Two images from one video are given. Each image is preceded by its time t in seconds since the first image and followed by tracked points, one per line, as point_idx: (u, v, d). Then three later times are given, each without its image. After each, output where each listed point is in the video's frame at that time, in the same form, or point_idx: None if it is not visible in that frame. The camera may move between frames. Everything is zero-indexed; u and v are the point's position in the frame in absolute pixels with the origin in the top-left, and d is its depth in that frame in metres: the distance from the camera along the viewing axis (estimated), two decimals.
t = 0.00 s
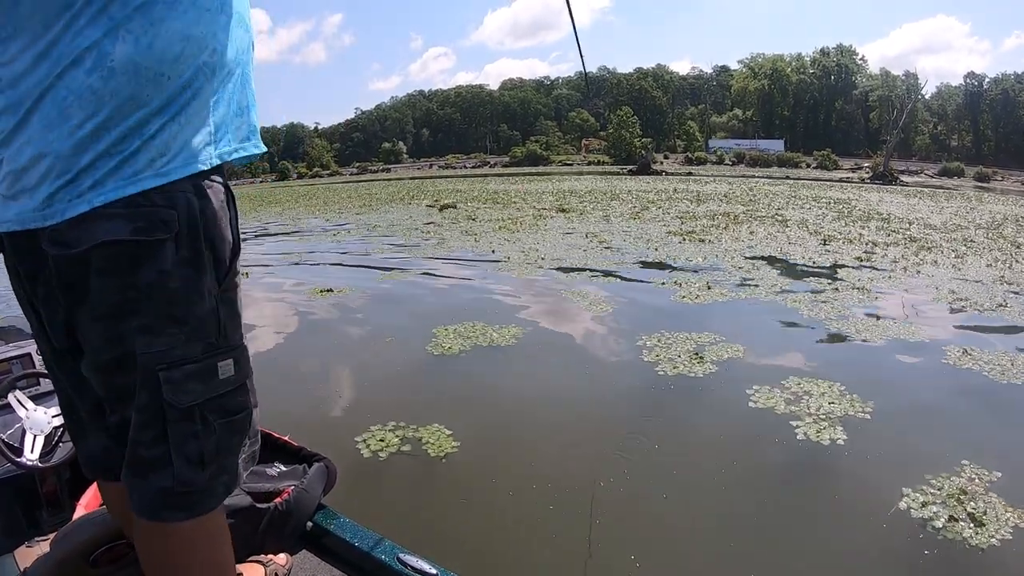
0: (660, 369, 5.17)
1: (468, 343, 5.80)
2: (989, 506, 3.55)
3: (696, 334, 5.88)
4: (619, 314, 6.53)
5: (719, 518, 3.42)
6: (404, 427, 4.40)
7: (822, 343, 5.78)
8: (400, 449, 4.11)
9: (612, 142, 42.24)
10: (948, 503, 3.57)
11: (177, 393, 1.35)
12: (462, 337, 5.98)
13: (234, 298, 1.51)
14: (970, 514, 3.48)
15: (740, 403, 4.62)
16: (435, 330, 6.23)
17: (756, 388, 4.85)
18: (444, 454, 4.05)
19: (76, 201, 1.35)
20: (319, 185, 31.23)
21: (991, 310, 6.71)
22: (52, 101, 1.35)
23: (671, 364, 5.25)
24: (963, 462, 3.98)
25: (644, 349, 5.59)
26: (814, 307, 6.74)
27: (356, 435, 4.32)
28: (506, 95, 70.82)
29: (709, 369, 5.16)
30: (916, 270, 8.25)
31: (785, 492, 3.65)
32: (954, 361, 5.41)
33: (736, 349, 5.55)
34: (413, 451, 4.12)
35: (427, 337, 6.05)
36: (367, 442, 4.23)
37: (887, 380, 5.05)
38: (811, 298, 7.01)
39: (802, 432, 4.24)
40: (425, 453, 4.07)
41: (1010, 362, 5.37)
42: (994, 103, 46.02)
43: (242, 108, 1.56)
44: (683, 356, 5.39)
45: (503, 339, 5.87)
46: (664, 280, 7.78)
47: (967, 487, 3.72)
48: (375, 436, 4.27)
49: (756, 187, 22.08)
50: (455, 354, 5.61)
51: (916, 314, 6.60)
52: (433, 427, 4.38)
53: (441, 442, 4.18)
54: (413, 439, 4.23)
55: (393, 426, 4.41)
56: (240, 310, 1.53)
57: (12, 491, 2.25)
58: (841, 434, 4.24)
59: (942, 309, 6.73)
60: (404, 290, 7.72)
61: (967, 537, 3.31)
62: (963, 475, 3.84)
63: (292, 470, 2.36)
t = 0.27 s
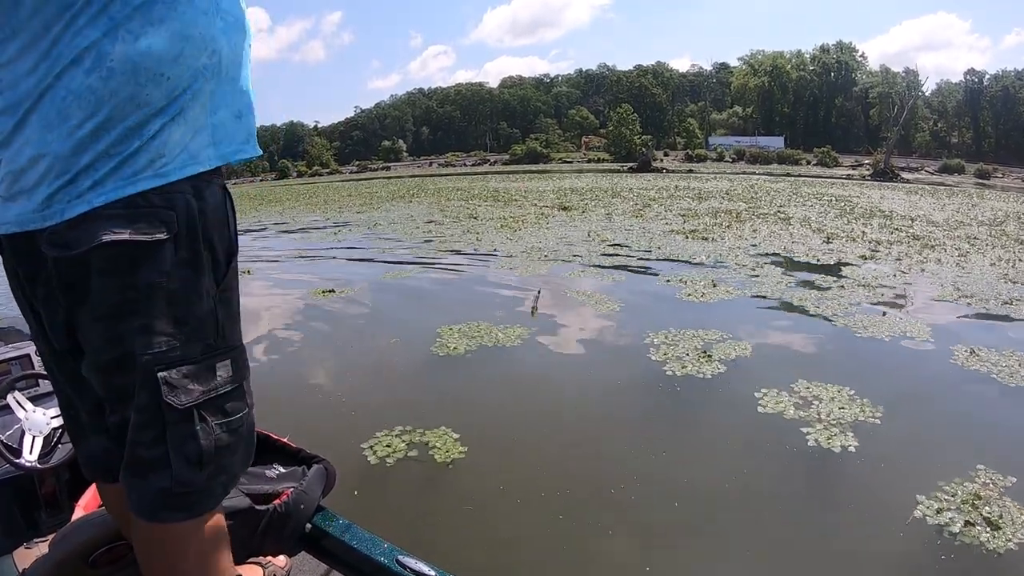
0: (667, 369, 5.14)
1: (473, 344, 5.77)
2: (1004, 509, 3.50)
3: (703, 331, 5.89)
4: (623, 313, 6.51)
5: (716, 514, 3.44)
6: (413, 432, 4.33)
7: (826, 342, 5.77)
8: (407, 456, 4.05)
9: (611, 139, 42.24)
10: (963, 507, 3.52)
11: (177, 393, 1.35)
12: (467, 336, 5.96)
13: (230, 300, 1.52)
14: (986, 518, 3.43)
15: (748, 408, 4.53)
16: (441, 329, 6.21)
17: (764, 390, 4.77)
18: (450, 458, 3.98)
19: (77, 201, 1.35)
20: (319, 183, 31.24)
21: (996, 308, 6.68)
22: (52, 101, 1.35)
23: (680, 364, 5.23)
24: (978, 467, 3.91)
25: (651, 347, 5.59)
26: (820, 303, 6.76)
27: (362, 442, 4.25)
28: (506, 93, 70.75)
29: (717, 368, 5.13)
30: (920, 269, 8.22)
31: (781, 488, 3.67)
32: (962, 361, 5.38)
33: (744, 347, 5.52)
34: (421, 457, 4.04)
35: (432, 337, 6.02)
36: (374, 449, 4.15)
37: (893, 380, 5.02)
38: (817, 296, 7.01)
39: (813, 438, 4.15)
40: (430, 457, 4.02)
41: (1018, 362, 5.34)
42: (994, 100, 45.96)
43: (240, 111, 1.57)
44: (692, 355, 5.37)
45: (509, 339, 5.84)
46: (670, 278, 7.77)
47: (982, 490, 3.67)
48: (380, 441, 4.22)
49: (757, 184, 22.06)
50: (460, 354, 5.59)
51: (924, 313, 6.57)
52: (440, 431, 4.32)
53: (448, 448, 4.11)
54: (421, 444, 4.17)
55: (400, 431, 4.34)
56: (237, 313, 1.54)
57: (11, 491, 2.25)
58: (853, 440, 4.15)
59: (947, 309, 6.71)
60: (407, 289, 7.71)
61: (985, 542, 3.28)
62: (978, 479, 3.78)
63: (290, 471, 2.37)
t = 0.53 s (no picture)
0: (677, 376, 5.01)
1: (479, 347, 5.66)
2: (1016, 513, 3.47)
3: (709, 333, 5.81)
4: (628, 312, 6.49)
5: (715, 512, 3.46)
6: (419, 441, 4.21)
7: (831, 341, 5.76)
8: (412, 466, 3.94)
9: (612, 137, 42.19)
10: (974, 510, 3.49)
11: (185, 391, 1.35)
12: (471, 339, 5.87)
13: (236, 297, 1.52)
14: (997, 521, 3.40)
15: (757, 415, 4.43)
16: (445, 331, 6.13)
17: (774, 397, 4.68)
18: (459, 469, 3.86)
19: (83, 201, 1.34)
20: (319, 182, 31.20)
21: (1001, 308, 6.66)
22: (57, 100, 1.35)
23: (688, 370, 5.10)
24: (988, 469, 3.87)
25: (658, 351, 5.47)
26: (826, 302, 6.75)
27: (367, 450, 4.13)
28: (506, 91, 70.65)
29: (725, 374, 5.01)
30: (924, 268, 8.20)
31: (781, 487, 3.68)
32: (969, 363, 5.32)
33: (751, 351, 5.42)
34: (428, 468, 3.93)
35: (438, 341, 5.91)
36: (380, 457, 4.05)
37: (901, 380, 4.99)
38: (823, 294, 7.00)
39: (825, 445, 4.07)
40: (438, 467, 3.91)
41: None
42: (995, 97, 45.91)
43: (245, 110, 1.57)
44: (699, 360, 5.27)
45: (515, 341, 5.76)
46: (675, 277, 7.75)
47: (992, 493, 3.63)
48: (385, 450, 4.10)
49: (759, 182, 22.02)
50: (466, 357, 5.49)
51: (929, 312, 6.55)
52: (447, 440, 4.19)
53: (456, 457, 3.99)
54: (427, 453, 4.05)
55: (405, 439, 4.23)
56: (243, 310, 1.54)
57: (11, 491, 2.25)
58: (865, 445, 4.08)
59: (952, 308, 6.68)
60: (409, 289, 7.69)
61: (996, 546, 3.24)
62: (987, 482, 3.75)
63: (291, 470, 2.36)
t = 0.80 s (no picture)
0: (686, 383, 4.90)
1: (483, 353, 5.52)
2: None
3: (716, 340, 5.66)
4: (634, 313, 6.45)
5: (711, 513, 3.45)
6: (425, 445, 4.15)
7: (836, 342, 5.73)
8: (418, 471, 3.88)
9: (612, 137, 42.17)
10: (983, 515, 3.44)
11: (186, 390, 1.35)
12: (476, 345, 5.70)
13: (240, 295, 1.51)
14: (1006, 525, 3.36)
15: (767, 417, 4.40)
16: (450, 336, 5.98)
17: (783, 401, 4.61)
18: (465, 475, 3.81)
19: (81, 198, 1.35)
20: (319, 182, 31.10)
21: (1006, 309, 6.63)
22: (57, 99, 1.37)
23: (696, 376, 4.99)
24: (995, 473, 3.83)
25: (665, 359, 5.33)
26: (833, 304, 6.71)
27: (371, 454, 4.07)
28: (506, 90, 70.61)
29: (734, 381, 4.90)
30: (929, 269, 8.18)
31: (779, 487, 3.68)
32: (977, 365, 5.26)
33: (759, 359, 5.27)
34: (433, 472, 3.87)
35: (443, 346, 5.76)
36: (384, 461, 4.00)
37: (909, 381, 4.97)
38: (830, 295, 6.97)
39: (836, 446, 4.07)
40: (444, 473, 3.84)
41: None
42: (995, 97, 45.87)
43: (250, 108, 1.55)
44: (707, 367, 5.15)
45: (519, 346, 5.62)
46: (680, 278, 7.73)
47: (1001, 498, 3.59)
48: (389, 454, 4.04)
49: (761, 182, 21.99)
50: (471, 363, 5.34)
51: (935, 313, 6.53)
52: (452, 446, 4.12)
53: (461, 463, 3.93)
54: (433, 459, 3.99)
55: (410, 443, 4.17)
56: (247, 307, 1.53)
57: (12, 491, 2.26)
58: (876, 446, 4.07)
59: (958, 309, 6.66)
60: (412, 289, 7.68)
61: (1006, 549, 3.19)
62: (995, 486, 3.70)
63: (294, 467, 2.35)
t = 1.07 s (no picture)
0: (694, 386, 4.87)
1: (488, 356, 5.46)
2: None
3: (723, 346, 5.57)
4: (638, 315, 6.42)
5: (715, 515, 3.43)
6: (431, 445, 4.16)
7: (841, 344, 5.72)
8: (425, 470, 3.88)
9: (612, 138, 42.16)
10: (994, 517, 3.42)
11: (175, 394, 1.35)
12: (479, 346, 5.67)
13: (237, 296, 1.49)
14: (1017, 529, 3.34)
15: (776, 420, 4.38)
16: (451, 339, 5.92)
17: (793, 401, 4.61)
18: (472, 475, 3.81)
19: (68, 199, 1.37)
20: (319, 182, 31.08)
21: (1011, 311, 6.63)
22: (44, 101, 1.38)
23: (705, 380, 4.95)
24: (1003, 477, 3.80)
25: (671, 364, 5.26)
26: (838, 311, 6.53)
27: (377, 455, 4.07)
28: (506, 91, 70.60)
29: (744, 384, 4.86)
30: (933, 271, 8.17)
31: (784, 489, 3.67)
32: (983, 368, 5.22)
33: (766, 363, 5.23)
34: (440, 472, 3.87)
35: (445, 348, 5.71)
36: (391, 461, 4.00)
37: (916, 383, 4.97)
38: (835, 298, 6.91)
39: (845, 448, 4.05)
40: (451, 473, 3.84)
41: None
42: (995, 98, 45.94)
43: (248, 109, 1.50)
44: (715, 370, 5.11)
45: (523, 350, 5.54)
46: (684, 280, 7.71)
47: (1012, 501, 3.57)
48: (397, 454, 4.05)
49: (761, 183, 22.01)
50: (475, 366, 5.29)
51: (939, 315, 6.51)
52: (458, 446, 4.12)
53: (468, 463, 3.93)
54: (440, 459, 3.99)
55: (417, 444, 4.17)
56: (244, 308, 1.51)
57: (12, 490, 2.26)
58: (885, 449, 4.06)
59: (962, 311, 6.65)
60: (414, 290, 7.67)
61: (1018, 553, 3.17)
62: (1005, 489, 3.68)
63: (294, 467, 2.33)
